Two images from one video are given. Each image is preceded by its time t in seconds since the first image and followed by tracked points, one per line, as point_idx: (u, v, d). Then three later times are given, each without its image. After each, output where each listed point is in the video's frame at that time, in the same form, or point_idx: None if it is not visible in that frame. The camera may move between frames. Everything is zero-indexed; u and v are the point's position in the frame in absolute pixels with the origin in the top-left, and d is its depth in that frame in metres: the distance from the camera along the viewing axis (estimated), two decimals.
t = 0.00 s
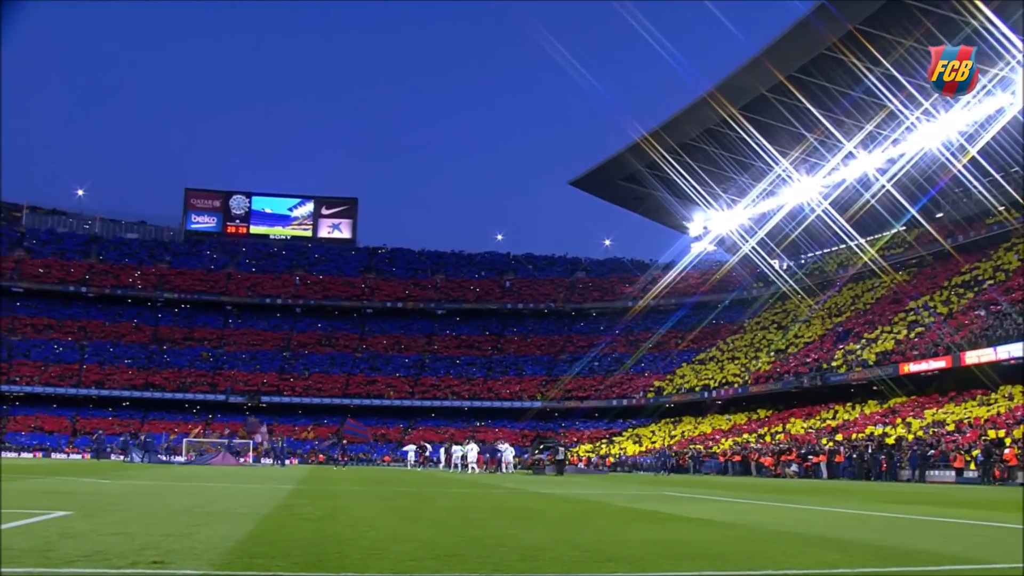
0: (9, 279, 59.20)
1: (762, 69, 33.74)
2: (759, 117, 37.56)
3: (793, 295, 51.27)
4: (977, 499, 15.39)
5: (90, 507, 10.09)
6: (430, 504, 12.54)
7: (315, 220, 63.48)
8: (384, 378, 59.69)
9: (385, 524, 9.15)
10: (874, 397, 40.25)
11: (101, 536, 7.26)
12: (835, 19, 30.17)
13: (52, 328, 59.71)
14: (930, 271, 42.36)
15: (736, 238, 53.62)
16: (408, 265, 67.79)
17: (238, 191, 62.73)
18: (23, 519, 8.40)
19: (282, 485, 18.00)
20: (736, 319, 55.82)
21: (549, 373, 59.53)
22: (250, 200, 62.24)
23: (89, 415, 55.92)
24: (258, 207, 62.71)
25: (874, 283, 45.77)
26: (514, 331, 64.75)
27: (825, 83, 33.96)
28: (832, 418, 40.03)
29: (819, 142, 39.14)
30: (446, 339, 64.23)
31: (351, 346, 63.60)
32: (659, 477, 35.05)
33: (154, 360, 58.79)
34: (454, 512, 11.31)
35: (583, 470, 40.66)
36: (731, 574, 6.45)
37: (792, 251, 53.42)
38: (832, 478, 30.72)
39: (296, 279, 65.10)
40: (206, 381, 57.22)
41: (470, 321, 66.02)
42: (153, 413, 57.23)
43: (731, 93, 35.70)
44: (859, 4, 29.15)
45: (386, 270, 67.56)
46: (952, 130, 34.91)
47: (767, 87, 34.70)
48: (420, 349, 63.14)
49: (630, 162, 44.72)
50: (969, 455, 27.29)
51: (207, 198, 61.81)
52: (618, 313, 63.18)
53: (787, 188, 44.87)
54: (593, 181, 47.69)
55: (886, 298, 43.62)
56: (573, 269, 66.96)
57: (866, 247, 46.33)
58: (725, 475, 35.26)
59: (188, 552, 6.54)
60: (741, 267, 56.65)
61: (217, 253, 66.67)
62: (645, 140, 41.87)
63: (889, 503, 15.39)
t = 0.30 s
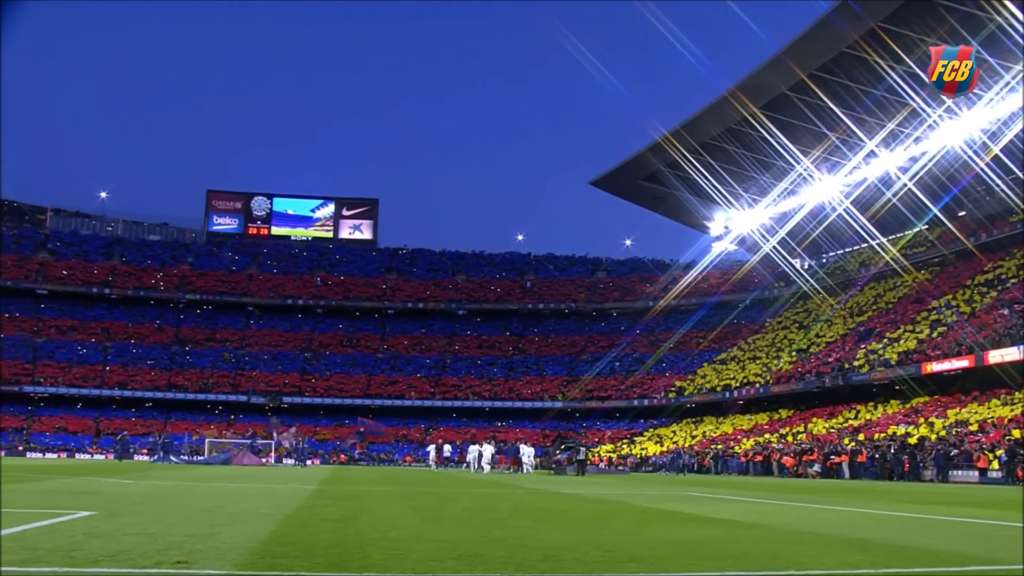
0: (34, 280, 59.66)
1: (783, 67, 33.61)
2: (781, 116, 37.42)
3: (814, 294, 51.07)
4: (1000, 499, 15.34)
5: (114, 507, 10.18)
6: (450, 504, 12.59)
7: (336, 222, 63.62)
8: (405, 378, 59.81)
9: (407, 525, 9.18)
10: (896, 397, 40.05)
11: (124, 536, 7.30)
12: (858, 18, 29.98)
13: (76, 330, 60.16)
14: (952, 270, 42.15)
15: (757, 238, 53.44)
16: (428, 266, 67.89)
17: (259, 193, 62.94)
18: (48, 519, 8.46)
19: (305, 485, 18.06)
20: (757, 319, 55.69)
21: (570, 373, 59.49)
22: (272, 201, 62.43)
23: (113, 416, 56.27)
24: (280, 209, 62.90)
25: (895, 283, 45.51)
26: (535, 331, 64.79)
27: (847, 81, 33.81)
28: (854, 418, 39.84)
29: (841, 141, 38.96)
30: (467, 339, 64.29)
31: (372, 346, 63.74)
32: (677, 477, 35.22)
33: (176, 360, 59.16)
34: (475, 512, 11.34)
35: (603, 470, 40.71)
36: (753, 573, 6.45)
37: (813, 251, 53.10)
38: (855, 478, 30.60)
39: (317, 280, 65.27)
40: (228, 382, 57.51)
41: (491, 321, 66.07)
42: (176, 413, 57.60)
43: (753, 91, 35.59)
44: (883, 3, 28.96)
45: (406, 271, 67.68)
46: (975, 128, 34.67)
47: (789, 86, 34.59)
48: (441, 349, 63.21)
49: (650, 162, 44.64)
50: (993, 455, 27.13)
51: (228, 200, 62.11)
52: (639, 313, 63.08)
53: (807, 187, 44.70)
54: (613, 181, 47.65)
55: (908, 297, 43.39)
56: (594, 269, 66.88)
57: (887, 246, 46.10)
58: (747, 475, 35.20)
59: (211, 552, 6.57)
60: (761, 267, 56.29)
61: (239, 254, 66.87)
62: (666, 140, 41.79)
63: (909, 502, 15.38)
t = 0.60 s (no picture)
0: (64, 283, 60.20)
1: (810, 66, 33.44)
2: (808, 114, 37.24)
3: (840, 294, 50.78)
4: None
5: (144, 507, 10.29)
6: (477, 504, 12.65)
7: (363, 223, 63.79)
8: (432, 378, 59.91)
9: (434, 525, 9.22)
10: (924, 397, 39.77)
11: (154, 536, 7.36)
12: (888, 16, 29.78)
13: (105, 332, 60.71)
14: (981, 269, 41.84)
15: (784, 237, 53.18)
16: (454, 267, 67.96)
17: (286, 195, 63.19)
18: (79, 519, 8.55)
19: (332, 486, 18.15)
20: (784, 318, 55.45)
21: (596, 373, 59.40)
22: (298, 203, 62.66)
23: (142, 417, 56.70)
24: (307, 211, 63.12)
25: (923, 281, 45.17)
26: (561, 331, 64.76)
27: (876, 79, 33.62)
28: (882, 418, 39.57)
29: (868, 139, 38.73)
30: (493, 340, 64.33)
31: (398, 347, 63.88)
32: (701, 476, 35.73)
33: (205, 361, 59.54)
34: (501, 512, 11.38)
35: (629, 470, 40.74)
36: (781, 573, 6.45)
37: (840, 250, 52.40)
38: (883, 478, 30.38)
39: (343, 282, 65.47)
40: (256, 383, 57.82)
41: (518, 321, 66.08)
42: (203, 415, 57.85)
43: (780, 90, 35.43)
44: (913, 0, 28.73)
45: (432, 271, 67.78)
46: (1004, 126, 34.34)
47: (816, 83, 34.41)
48: (468, 350, 63.26)
49: (677, 161, 44.53)
50: (1023, 455, 26.90)
51: (255, 202, 62.40)
52: (665, 313, 62.92)
53: (834, 186, 44.45)
54: (639, 181, 47.58)
55: (936, 296, 43.09)
56: (620, 269, 66.70)
57: (914, 245, 45.74)
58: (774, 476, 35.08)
59: (240, 552, 6.61)
60: (788, 266, 55.79)
61: (266, 255, 67.18)
62: (692, 139, 41.68)
63: (939, 503, 15.30)
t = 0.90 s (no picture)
0: (95, 285, 60.71)
1: (838, 63, 33.27)
2: (836, 113, 37.04)
3: (868, 293, 50.47)
4: None
5: (175, 507, 10.38)
6: (505, 505, 12.69)
7: (390, 224, 63.94)
8: (459, 379, 59.99)
9: (462, 525, 9.27)
10: (954, 396, 39.45)
11: (185, 536, 7.41)
12: (916, 10, 29.62)
13: (135, 333, 61.24)
14: (1011, 267, 41.53)
15: (811, 236, 52.89)
16: (481, 267, 68.02)
17: (313, 196, 63.46)
18: (111, 519, 8.63)
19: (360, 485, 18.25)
20: (812, 317, 55.14)
21: (623, 373, 59.32)
22: (325, 205, 62.90)
23: (171, 418, 57.06)
24: (335, 212, 63.33)
25: (952, 280, 44.84)
26: (589, 331, 64.68)
27: (905, 77, 33.41)
28: (911, 417, 39.27)
29: (897, 137, 38.46)
30: (521, 340, 64.35)
31: (425, 348, 63.97)
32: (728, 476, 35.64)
33: (234, 363, 59.87)
34: (529, 512, 11.43)
35: (657, 470, 40.71)
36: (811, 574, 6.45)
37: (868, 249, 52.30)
38: (913, 478, 30.14)
39: (371, 283, 65.64)
40: (284, 385, 58.07)
41: (545, 322, 66.05)
42: (232, 416, 58.04)
43: (807, 88, 35.26)
44: None
45: (459, 272, 67.86)
46: None
47: (843, 81, 34.26)
48: (495, 350, 63.28)
49: (704, 161, 44.38)
50: None
51: (282, 203, 62.71)
52: (693, 313, 62.71)
53: (862, 185, 44.17)
54: (666, 180, 47.47)
55: (966, 294, 42.75)
56: (647, 269, 66.51)
57: (943, 243, 45.38)
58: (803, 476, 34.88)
59: (270, 553, 6.65)
60: (815, 265, 55.37)
61: (294, 257, 67.50)
62: (719, 138, 41.51)
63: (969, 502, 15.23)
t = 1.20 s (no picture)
0: (120, 287, 61.16)
1: (863, 61, 33.09)
2: (860, 110, 36.84)
3: (892, 292, 50.15)
4: None
5: (200, 507, 10.42)
6: (529, 505, 12.69)
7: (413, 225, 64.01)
8: (482, 380, 60.04)
9: (486, 524, 9.28)
10: (980, 396, 39.17)
11: (211, 536, 7.44)
12: (944, 5, 29.45)
13: (160, 334, 61.64)
14: None
15: (835, 235, 52.58)
16: (504, 267, 68.02)
17: (337, 197, 63.61)
18: (137, 519, 8.67)
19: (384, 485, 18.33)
20: (836, 317, 54.85)
21: (647, 373, 59.23)
22: (349, 206, 63.07)
23: (196, 419, 57.31)
24: (359, 213, 63.46)
25: (978, 279, 44.57)
26: (612, 331, 64.60)
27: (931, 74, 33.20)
28: (936, 417, 39.01)
29: (922, 134, 38.19)
30: (544, 340, 64.32)
31: (449, 348, 64.02)
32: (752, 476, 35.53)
33: (258, 364, 60.11)
34: (553, 512, 11.44)
35: (681, 470, 40.64)
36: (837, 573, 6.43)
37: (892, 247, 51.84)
38: (938, 479, 29.95)
39: (394, 283, 65.75)
40: (308, 385, 58.26)
41: (568, 322, 65.98)
42: (256, 416, 58.20)
43: (831, 86, 35.09)
44: None
45: (483, 272, 67.88)
46: None
47: (868, 78, 34.09)
48: (518, 350, 63.29)
49: (728, 159, 44.22)
50: None
51: (306, 205, 62.89)
52: (716, 312, 62.51)
53: (887, 183, 43.87)
54: (689, 179, 47.32)
55: (992, 293, 42.45)
56: (670, 268, 66.29)
57: (968, 241, 45.05)
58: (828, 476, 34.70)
59: (295, 553, 6.66)
60: (839, 264, 54.96)
61: (318, 258, 67.71)
62: (743, 136, 41.34)
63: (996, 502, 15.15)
